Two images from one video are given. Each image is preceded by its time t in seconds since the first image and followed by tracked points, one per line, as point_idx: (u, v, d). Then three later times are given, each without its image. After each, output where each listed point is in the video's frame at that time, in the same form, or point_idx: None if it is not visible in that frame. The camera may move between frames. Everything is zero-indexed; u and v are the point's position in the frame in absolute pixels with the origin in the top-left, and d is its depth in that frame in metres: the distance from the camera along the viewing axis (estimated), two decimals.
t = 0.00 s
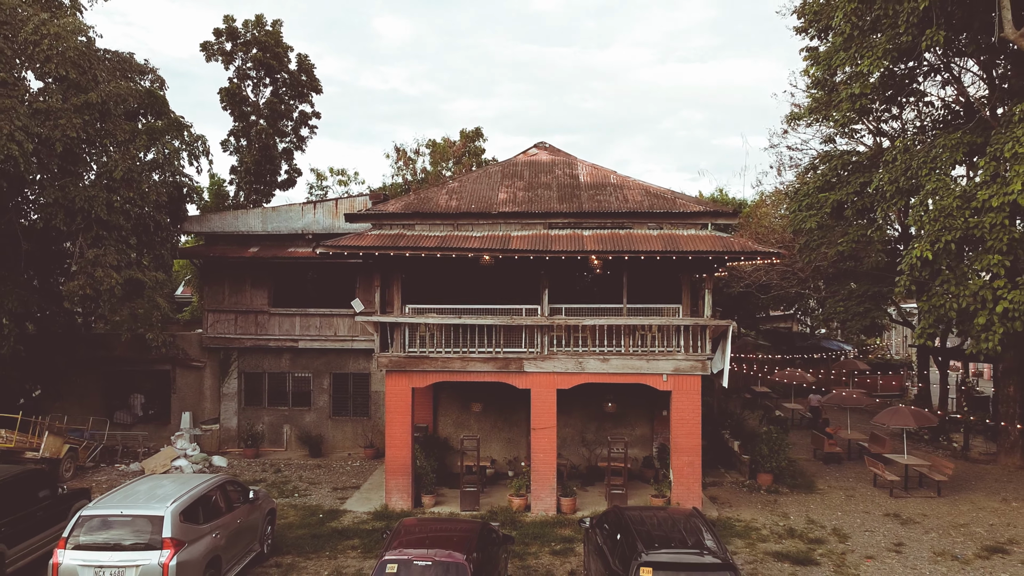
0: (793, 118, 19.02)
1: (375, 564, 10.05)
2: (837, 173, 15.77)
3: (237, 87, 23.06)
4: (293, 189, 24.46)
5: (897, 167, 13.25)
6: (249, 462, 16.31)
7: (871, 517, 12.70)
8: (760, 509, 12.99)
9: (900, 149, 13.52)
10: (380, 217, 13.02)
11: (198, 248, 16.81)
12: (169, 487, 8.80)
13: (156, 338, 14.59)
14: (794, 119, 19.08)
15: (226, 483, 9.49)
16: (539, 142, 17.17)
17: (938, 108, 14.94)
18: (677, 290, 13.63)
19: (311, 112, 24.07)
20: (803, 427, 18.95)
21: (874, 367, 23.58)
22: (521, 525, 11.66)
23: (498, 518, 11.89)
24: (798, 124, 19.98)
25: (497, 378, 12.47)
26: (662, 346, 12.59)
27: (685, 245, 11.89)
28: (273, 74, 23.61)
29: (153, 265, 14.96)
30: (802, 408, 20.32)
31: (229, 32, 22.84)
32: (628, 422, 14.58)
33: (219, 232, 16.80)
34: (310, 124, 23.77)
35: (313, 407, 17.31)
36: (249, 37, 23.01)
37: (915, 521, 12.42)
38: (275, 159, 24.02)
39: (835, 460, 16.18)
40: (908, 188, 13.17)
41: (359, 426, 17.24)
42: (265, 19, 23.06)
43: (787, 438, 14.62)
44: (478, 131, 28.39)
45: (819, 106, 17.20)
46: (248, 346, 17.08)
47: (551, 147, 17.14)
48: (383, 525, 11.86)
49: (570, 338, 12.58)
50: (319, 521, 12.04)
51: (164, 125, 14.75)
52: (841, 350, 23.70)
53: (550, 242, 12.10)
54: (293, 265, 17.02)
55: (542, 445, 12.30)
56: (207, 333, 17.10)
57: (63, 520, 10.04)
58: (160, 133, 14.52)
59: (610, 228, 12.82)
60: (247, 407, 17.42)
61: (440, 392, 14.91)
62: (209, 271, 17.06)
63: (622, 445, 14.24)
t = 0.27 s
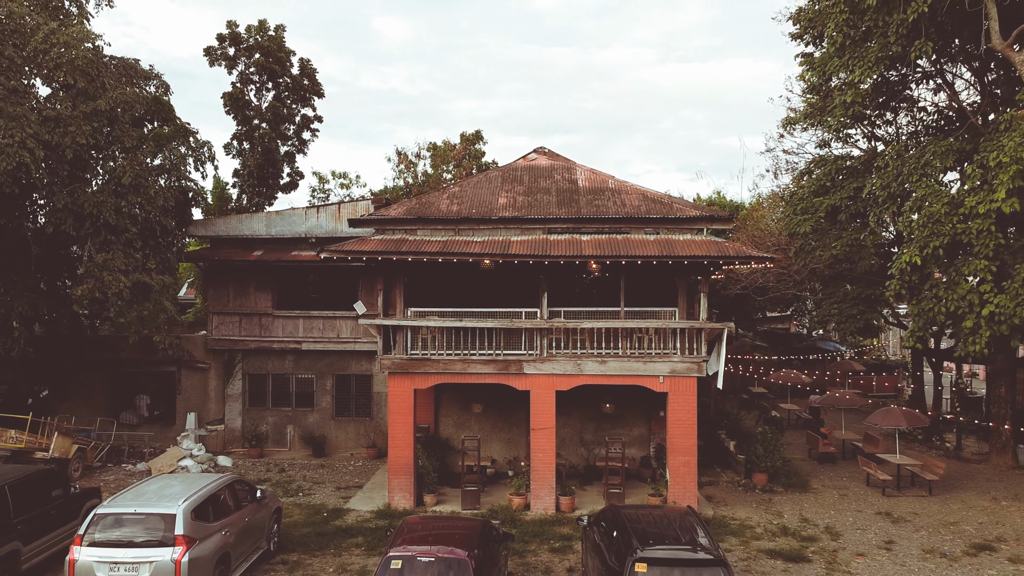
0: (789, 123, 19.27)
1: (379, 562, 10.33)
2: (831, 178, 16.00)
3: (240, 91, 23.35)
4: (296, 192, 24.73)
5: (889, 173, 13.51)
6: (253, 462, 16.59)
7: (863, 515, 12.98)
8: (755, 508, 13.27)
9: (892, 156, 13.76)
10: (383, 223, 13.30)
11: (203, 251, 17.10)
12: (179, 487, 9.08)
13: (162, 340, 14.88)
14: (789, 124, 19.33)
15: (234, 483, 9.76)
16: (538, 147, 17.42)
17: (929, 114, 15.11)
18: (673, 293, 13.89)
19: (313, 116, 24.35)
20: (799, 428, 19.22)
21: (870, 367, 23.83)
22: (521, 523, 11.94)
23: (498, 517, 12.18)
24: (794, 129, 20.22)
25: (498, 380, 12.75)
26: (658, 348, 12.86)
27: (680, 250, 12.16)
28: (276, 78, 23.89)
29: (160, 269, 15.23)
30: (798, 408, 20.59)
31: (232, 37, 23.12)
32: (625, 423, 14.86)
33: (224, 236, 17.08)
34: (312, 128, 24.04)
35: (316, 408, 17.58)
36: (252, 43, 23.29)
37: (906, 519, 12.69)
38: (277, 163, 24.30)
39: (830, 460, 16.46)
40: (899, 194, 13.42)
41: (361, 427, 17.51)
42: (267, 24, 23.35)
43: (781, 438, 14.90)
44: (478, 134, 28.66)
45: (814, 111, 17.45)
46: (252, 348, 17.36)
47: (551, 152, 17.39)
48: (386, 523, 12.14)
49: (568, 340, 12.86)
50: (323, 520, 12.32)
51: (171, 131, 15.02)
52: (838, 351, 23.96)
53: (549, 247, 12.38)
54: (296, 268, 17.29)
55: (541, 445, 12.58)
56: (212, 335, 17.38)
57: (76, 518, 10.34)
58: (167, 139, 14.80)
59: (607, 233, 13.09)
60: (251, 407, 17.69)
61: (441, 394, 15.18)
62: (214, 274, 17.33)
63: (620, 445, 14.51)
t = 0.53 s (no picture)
0: (785, 129, 19.52)
1: (383, 561, 10.62)
2: (825, 185, 16.23)
3: (243, 97, 23.63)
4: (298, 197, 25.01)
5: (881, 180, 13.74)
6: (258, 463, 16.88)
7: (855, 516, 13.26)
8: (750, 509, 13.55)
9: (884, 164, 13.97)
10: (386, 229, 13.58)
11: (208, 256, 17.38)
12: (189, 489, 9.36)
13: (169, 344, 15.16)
14: (785, 130, 19.58)
15: (242, 485, 10.04)
16: (537, 154, 17.68)
17: (924, 120, 15.18)
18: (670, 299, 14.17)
19: (315, 121, 24.62)
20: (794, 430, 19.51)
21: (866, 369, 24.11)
22: (520, 524, 12.23)
23: (498, 518, 12.47)
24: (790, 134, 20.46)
25: (498, 383, 13.03)
26: (655, 352, 13.15)
27: (676, 256, 12.45)
28: (278, 83, 24.18)
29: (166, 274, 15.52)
30: (794, 410, 20.87)
31: (235, 43, 23.42)
32: (623, 425, 15.16)
33: (228, 241, 17.36)
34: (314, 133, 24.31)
35: (319, 410, 17.87)
36: (254, 49, 23.59)
37: (898, 520, 12.98)
38: (280, 167, 24.56)
39: (824, 462, 16.74)
40: (891, 202, 13.67)
41: (363, 429, 17.79)
42: (270, 30, 23.64)
43: (776, 440, 15.19)
44: (478, 138, 28.93)
45: (809, 118, 17.69)
46: (256, 351, 17.63)
47: (549, 158, 17.65)
48: (389, 524, 12.43)
49: (567, 345, 13.14)
50: (327, 520, 12.61)
51: (178, 140, 15.32)
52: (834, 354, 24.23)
53: (548, 254, 12.66)
54: (299, 273, 17.56)
55: (541, 447, 12.88)
56: (217, 338, 17.66)
57: (88, 518, 10.64)
58: (174, 148, 15.09)
59: (605, 240, 13.38)
60: (255, 410, 17.97)
61: (442, 396, 15.46)
62: (218, 279, 17.60)
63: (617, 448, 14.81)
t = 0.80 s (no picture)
0: (781, 137, 19.76)
1: (386, 567, 10.92)
2: (820, 195, 16.47)
3: (246, 105, 23.92)
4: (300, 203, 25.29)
5: (873, 192, 13.96)
6: (262, 468, 17.17)
7: (848, 521, 13.57)
8: (745, 514, 13.85)
9: (877, 175, 14.17)
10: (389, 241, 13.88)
11: (212, 264, 17.66)
12: (198, 498, 9.64)
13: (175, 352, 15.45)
14: (781, 138, 19.82)
15: (251, 493, 10.33)
16: (537, 163, 17.93)
17: (913, 132, 15.13)
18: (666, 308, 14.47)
19: (318, 128, 24.90)
20: (790, 435, 19.79)
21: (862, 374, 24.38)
22: (520, 529, 12.54)
23: (498, 524, 12.77)
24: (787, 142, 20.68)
25: (498, 392, 13.32)
26: (652, 361, 13.43)
27: (672, 268, 12.74)
28: (281, 91, 24.46)
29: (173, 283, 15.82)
30: (790, 415, 21.16)
31: (238, 51, 23.70)
32: (621, 431, 15.47)
33: (233, 249, 17.64)
34: (316, 140, 24.59)
35: (322, 415, 18.16)
36: (257, 57, 23.87)
37: (889, 526, 13.27)
38: (283, 174, 24.85)
39: (819, 467, 17.03)
40: (883, 214, 13.91)
41: (366, 434, 18.08)
42: (273, 39, 23.92)
43: (771, 447, 15.48)
44: (479, 144, 29.20)
45: (804, 127, 17.92)
46: (260, 358, 17.92)
47: (549, 168, 17.91)
48: (392, 529, 12.73)
49: (566, 354, 13.42)
50: (331, 526, 12.91)
51: (185, 152, 15.62)
52: (831, 358, 24.51)
53: (547, 265, 12.94)
54: (302, 280, 17.83)
55: (540, 455, 13.17)
56: (221, 345, 17.94)
57: (99, 525, 10.94)
58: (181, 160, 15.39)
59: (603, 251, 13.66)
60: (259, 415, 18.26)
61: (443, 403, 15.74)
62: (223, 287, 17.89)
63: (615, 453, 15.11)
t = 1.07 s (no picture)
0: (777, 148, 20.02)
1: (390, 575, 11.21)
2: (814, 207, 16.72)
3: (250, 114, 24.23)
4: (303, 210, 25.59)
5: (866, 206, 14.19)
6: (266, 475, 17.47)
7: (840, 528, 13.86)
8: (740, 521, 14.14)
9: (870, 190, 14.40)
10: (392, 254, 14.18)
11: (217, 274, 17.94)
12: (207, 508, 9.93)
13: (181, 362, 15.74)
14: (777, 149, 20.08)
15: (259, 504, 10.62)
16: (537, 175, 18.21)
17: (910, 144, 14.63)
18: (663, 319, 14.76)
19: (320, 136, 25.20)
20: (786, 441, 20.07)
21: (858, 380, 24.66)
22: (520, 537, 12.83)
23: (499, 531, 13.07)
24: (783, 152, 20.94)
25: (499, 402, 13.61)
26: (649, 372, 13.72)
27: (669, 281, 13.03)
28: (284, 101, 24.76)
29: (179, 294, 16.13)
30: (786, 421, 21.44)
31: (242, 61, 24.00)
32: (619, 439, 15.77)
33: (238, 259, 17.92)
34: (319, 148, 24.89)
35: (325, 423, 18.45)
36: (260, 67, 24.16)
37: (881, 533, 13.56)
38: (285, 182, 25.16)
39: (813, 474, 17.32)
40: (875, 228, 14.16)
41: (368, 441, 18.37)
42: (275, 49, 24.22)
43: (766, 454, 15.77)
44: (479, 151, 29.48)
45: (799, 139, 18.17)
46: (264, 366, 18.21)
47: (548, 179, 18.19)
48: (395, 537, 13.02)
49: (565, 365, 13.71)
50: (335, 533, 13.20)
51: (192, 166, 15.92)
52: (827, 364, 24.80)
53: (546, 279, 13.24)
54: (305, 290, 18.11)
55: (539, 464, 13.46)
56: (226, 354, 18.23)
57: (110, 534, 11.24)
58: (188, 173, 15.69)
59: (601, 265, 13.94)
60: (263, 422, 18.55)
61: (445, 412, 16.03)
62: (227, 296, 18.17)
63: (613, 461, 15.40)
